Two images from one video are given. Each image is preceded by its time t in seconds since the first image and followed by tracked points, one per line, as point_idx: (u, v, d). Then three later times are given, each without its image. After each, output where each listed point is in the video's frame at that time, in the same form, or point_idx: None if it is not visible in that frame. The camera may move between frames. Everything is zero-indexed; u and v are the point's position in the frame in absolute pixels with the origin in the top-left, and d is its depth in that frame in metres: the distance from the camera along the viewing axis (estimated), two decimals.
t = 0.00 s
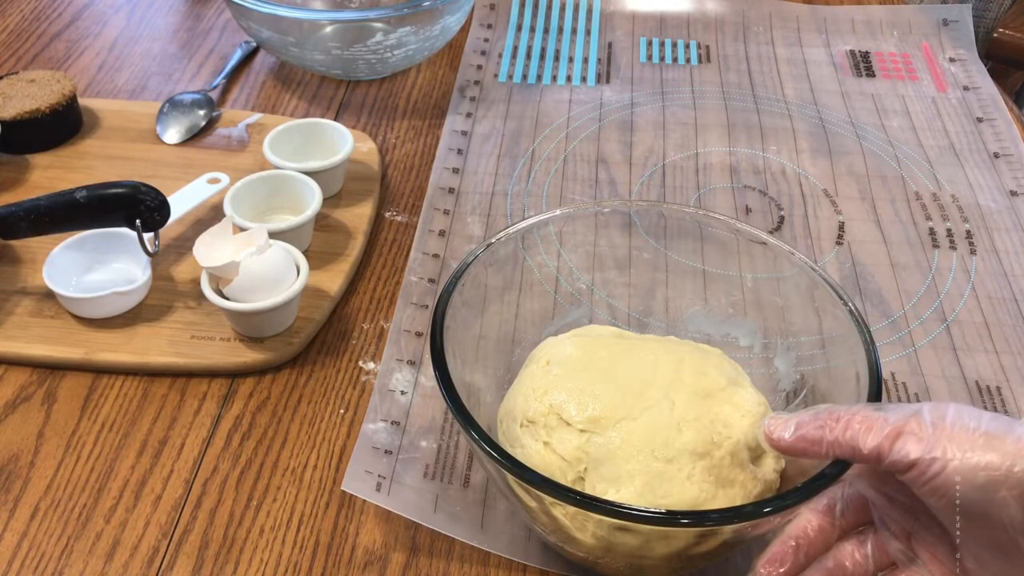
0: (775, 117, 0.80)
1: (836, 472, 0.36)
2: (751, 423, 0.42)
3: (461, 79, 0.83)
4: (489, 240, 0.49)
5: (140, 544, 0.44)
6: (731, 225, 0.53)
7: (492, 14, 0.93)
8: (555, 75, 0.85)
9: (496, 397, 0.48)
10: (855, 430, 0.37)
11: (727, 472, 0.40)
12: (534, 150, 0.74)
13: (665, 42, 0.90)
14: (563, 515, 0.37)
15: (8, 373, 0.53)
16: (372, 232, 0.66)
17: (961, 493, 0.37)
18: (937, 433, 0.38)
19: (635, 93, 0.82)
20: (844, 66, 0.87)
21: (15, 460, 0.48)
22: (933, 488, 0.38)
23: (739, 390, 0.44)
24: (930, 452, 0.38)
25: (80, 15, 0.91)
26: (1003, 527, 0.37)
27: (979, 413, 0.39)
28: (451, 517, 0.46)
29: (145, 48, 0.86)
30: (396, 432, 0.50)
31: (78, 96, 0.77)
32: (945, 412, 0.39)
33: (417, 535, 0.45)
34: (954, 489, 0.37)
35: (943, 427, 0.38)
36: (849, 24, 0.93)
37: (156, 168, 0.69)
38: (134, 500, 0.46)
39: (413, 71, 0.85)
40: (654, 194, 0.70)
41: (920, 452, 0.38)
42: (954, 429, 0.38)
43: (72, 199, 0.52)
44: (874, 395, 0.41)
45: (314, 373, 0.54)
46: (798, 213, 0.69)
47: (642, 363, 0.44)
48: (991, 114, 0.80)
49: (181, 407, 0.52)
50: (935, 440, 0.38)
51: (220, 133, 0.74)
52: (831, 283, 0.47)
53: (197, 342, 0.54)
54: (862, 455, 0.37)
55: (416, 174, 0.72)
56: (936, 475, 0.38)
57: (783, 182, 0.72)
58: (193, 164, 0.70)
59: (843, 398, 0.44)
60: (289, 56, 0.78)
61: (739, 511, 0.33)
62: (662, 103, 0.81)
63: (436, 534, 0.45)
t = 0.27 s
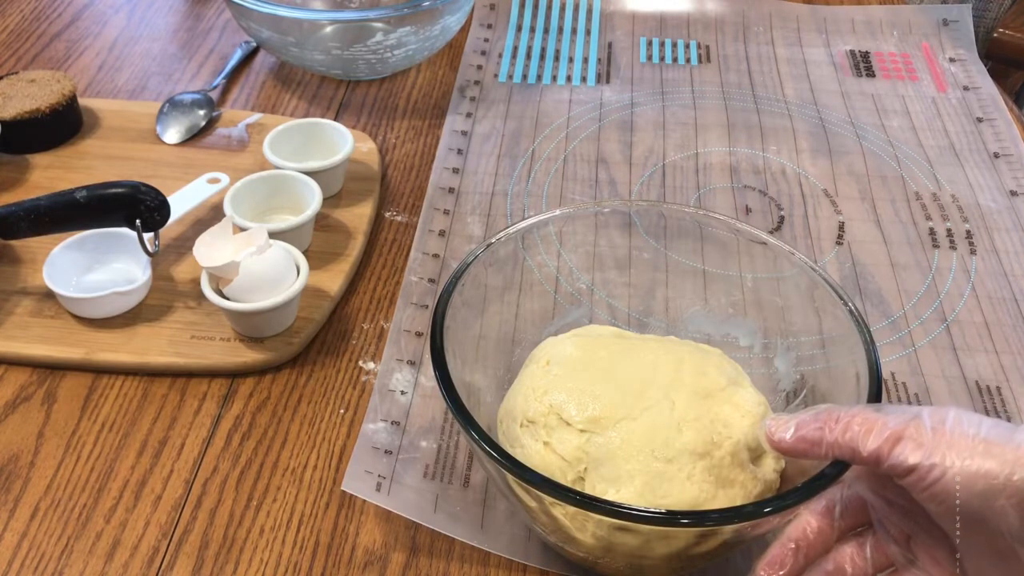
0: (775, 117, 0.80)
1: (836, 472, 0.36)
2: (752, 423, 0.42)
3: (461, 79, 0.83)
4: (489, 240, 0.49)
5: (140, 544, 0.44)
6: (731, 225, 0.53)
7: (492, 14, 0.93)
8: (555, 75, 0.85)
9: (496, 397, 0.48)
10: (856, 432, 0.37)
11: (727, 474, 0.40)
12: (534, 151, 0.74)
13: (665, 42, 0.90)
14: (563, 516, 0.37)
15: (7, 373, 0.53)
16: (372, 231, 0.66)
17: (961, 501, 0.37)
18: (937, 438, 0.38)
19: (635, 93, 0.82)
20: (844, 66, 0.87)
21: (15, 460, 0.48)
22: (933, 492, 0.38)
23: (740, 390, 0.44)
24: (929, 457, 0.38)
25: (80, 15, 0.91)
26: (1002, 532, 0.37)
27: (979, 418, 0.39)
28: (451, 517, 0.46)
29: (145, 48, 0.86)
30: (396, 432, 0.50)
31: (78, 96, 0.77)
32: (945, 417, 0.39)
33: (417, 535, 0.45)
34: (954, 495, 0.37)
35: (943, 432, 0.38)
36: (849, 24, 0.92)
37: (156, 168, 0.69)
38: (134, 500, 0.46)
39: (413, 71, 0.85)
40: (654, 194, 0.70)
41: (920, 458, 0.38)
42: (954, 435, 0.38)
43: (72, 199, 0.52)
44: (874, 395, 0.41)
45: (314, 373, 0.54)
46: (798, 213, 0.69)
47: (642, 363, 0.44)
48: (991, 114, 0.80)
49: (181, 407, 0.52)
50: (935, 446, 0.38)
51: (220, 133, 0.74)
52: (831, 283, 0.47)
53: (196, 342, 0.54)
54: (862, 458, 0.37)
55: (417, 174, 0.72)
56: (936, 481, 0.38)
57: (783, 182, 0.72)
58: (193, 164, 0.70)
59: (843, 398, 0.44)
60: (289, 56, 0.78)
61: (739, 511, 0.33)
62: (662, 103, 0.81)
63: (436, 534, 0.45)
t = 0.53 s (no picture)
0: (775, 117, 0.80)
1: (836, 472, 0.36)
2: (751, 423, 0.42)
3: (461, 79, 0.83)
4: (489, 240, 0.49)
5: (140, 544, 0.44)
6: (731, 225, 0.53)
7: (492, 14, 0.93)
8: (555, 75, 0.85)
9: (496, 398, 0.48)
10: (856, 433, 0.37)
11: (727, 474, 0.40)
12: (534, 151, 0.74)
13: (665, 42, 0.90)
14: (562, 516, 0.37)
15: (8, 373, 0.53)
16: (372, 231, 0.66)
17: (961, 503, 0.37)
18: (937, 440, 0.38)
19: (635, 93, 0.82)
20: (844, 66, 0.87)
21: (15, 460, 0.48)
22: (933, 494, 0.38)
23: (740, 390, 0.44)
24: (929, 459, 0.38)
25: (80, 15, 0.91)
26: (1002, 534, 0.37)
27: (979, 421, 0.39)
28: (451, 517, 0.46)
29: (145, 48, 0.86)
30: (396, 432, 0.50)
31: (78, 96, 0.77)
32: (945, 419, 0.39)
33: (417, 535, 0.45)
34: (954, 497, 0.37)
35: (943, 434, 0.38)
36: (849, 24, 0.93)
37: (156, 168, 0.69)
38: (134, 500, 0.46)
39: (413, 71, 0.85)
40: (654, 194, 0.70)
41: (920, 459, 0.38)
42: (954, 437, 0.38)
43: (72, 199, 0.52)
44: (875, 395, 0.41)
45: (314, 373, 0.54)
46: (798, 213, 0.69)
47: (642, 363, 0.44)
48: (991, 114, 0.80)
49: (181, 407, 0.52)
50: (935, 448, 0.38)
51: (220, 133, 0.74)
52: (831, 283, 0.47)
53: (196, 342, 0.54)
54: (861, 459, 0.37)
55: (417, 173, 0.72)
56: (936, 484, 0.38)
57: (783, 182, 0.72)
58: (193, 164, 0.70)
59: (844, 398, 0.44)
60: (289, 56, 0.78)
61: (739, 511, 0.33)
62: (662, 103, 0.81)
63: (436, 534, 0.45)
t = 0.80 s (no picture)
0: (775, 117, 0.80)
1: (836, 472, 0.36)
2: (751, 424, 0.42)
3: (461, 79, 0.83)
4: (489, 240, 0.49)
5: (140, 544, 0.44)
6: (731, 225, 0.53)
7: (492, 14, 0.93)
8: (555, 75, 0.85)
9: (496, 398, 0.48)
10: (856, 433, 0.37)
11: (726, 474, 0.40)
12: (534, 151, 0.74)
13: (665, 42, 0.90)
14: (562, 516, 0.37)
15: (8, 373, 0.53)
16: (372, 231, 0.66)
17: (961, 502, 0.37)
18: (937, 440, 0.38)
19: (635, 93, 0.82)
20: (844, 66, 0.87)
21: (15, 460, 0.48)
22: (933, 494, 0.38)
23: (740, 390, 0.44)
24: (930, 458, 0.38)
25: (80, 15, 0.91)
26: (1001, 533, 0.37)
27: (979, 420, 0.39)
28: (451, 517, 0.46)
29: (145, 48, 0.86)
30: (396, 432, 0.50)
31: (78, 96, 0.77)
32: (945, 418, 0.39)
33: (417, 535, 0.45)
34: (954, 497, 0.37)
35: (943, 433, 0.38)
36: (849, 24, 0.92)
37: (156, 168, 0.69)
38: (134, 500, 0.46)
39: (412, 71, 0.85)
40: (654, 194, 0.70)
41: (920, 459, 0.38)
42: (954, 437, 0.38)
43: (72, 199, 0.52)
44: (875, 395, 0.41)
45: (313, 373, 0.54)
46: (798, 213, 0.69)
47: (641, 363, 0.44)
48: (991, 114, 0.80)
49: (181, 408, 0.51)
50: (935, 447, 0.38)
51: (220, 133, 0.74)
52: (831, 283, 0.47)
53: (197, 342, 0.54)
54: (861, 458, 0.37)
55: (417, 173, 0.72)
56: (936, 483, 0.38)
57: (783, 182, 0.72)
58: (193, 164, 0.70)
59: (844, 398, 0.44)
60: (289, 56, 0.78)
61: (739, 511, 0.33)
62: (662, 103, 0.81)
63: (437, 534, 0.45)
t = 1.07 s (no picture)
0: (775, 117, 0.80)
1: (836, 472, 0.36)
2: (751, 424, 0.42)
3: (461, 79, 0.83)
4: (489, 240, 0.49)
5: (140, 544, 0.44)
6: (731, 225, 0.53)
7: (492, 14, 0.93)
8: (555, 75, 0.85)
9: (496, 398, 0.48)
10: (856, 433, 0.37)
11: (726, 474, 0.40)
12: (534, 151, 0.74)
13: (665, 42, 0.90)
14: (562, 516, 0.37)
15: (8, 373, 0.53)
16: (372, 231, 0.66)
17: (961, 502, 0.37)
18: (937, 440, 0.38)
19: (635, 93, 0.82)
20: (844, 66, 0.87)
21: (15, 460, 0.48)
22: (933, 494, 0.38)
23: (740, 390, 0.44)
24: (930, 459, 0.38)
25: (80, 15, 0.91)
26: (1001, 533, 0.37)
27: (979, 421, 0.39)
28: (451, 517, 0.46)
29: (145, 48, 0.86)
30: (396, 432, 0.50)
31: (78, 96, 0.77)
32: (945, 419, 0.39)
33: (417, 535, 0.45)
34: (954, 497, 0.37)
35: (943, 434, 0.38)
36: (849, 24, 0.92)
37: (156, 168, 0.69)
38: (134, 500, 0.46)
39: (412, 71, 0.85)
40: (653, 194, 0.70)
41: (920, 459, 0.38)
42: (954, 437, 0.38)
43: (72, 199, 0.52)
44: (874, 395, 0.41)
45: (313, 373, 0.54)
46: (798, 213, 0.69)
47: (641, 363, 0.44)
48: (991, 114, 0.80)
49: (181, 408, 0.51)
50: (935, 448, 0.38)
51: (220, 133, 0.74)
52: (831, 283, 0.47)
53: (197, 342, 0.54)
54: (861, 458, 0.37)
55: (417, 173, 0.72)
56: (936, 483, 0.38)
57: (783, 182, 0.72)
58: (193, 164, 0.70)
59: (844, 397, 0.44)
60: (289, 56, 0.78)
61: (739, 511, 0.33)
62: (661, 103, 0.81)
63: (437, 534, 0.45)
